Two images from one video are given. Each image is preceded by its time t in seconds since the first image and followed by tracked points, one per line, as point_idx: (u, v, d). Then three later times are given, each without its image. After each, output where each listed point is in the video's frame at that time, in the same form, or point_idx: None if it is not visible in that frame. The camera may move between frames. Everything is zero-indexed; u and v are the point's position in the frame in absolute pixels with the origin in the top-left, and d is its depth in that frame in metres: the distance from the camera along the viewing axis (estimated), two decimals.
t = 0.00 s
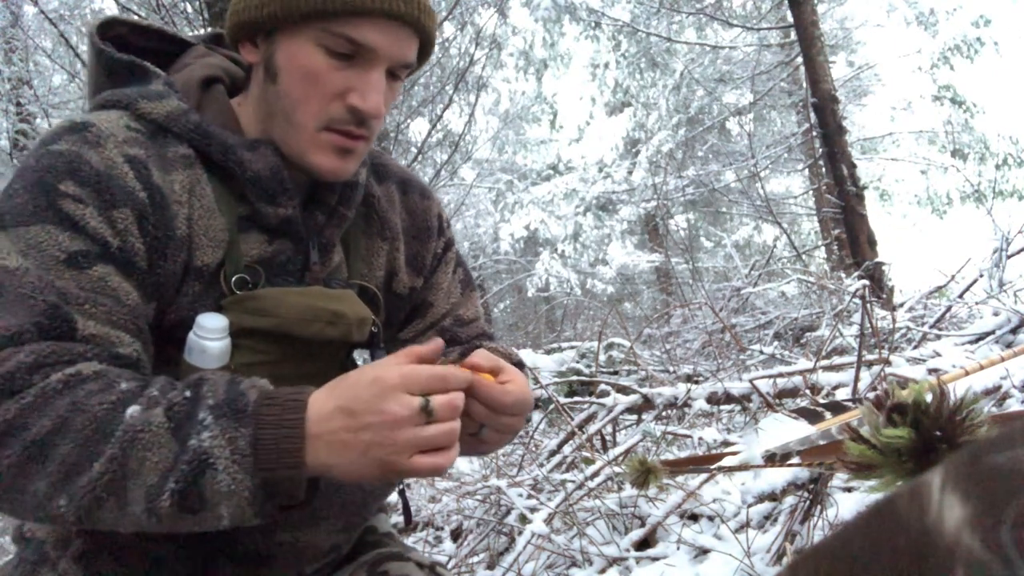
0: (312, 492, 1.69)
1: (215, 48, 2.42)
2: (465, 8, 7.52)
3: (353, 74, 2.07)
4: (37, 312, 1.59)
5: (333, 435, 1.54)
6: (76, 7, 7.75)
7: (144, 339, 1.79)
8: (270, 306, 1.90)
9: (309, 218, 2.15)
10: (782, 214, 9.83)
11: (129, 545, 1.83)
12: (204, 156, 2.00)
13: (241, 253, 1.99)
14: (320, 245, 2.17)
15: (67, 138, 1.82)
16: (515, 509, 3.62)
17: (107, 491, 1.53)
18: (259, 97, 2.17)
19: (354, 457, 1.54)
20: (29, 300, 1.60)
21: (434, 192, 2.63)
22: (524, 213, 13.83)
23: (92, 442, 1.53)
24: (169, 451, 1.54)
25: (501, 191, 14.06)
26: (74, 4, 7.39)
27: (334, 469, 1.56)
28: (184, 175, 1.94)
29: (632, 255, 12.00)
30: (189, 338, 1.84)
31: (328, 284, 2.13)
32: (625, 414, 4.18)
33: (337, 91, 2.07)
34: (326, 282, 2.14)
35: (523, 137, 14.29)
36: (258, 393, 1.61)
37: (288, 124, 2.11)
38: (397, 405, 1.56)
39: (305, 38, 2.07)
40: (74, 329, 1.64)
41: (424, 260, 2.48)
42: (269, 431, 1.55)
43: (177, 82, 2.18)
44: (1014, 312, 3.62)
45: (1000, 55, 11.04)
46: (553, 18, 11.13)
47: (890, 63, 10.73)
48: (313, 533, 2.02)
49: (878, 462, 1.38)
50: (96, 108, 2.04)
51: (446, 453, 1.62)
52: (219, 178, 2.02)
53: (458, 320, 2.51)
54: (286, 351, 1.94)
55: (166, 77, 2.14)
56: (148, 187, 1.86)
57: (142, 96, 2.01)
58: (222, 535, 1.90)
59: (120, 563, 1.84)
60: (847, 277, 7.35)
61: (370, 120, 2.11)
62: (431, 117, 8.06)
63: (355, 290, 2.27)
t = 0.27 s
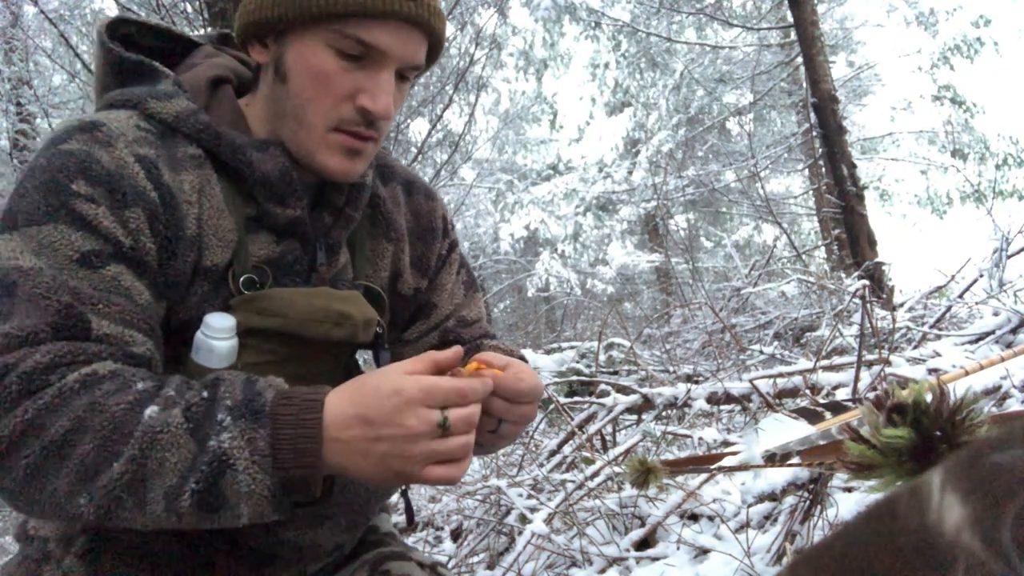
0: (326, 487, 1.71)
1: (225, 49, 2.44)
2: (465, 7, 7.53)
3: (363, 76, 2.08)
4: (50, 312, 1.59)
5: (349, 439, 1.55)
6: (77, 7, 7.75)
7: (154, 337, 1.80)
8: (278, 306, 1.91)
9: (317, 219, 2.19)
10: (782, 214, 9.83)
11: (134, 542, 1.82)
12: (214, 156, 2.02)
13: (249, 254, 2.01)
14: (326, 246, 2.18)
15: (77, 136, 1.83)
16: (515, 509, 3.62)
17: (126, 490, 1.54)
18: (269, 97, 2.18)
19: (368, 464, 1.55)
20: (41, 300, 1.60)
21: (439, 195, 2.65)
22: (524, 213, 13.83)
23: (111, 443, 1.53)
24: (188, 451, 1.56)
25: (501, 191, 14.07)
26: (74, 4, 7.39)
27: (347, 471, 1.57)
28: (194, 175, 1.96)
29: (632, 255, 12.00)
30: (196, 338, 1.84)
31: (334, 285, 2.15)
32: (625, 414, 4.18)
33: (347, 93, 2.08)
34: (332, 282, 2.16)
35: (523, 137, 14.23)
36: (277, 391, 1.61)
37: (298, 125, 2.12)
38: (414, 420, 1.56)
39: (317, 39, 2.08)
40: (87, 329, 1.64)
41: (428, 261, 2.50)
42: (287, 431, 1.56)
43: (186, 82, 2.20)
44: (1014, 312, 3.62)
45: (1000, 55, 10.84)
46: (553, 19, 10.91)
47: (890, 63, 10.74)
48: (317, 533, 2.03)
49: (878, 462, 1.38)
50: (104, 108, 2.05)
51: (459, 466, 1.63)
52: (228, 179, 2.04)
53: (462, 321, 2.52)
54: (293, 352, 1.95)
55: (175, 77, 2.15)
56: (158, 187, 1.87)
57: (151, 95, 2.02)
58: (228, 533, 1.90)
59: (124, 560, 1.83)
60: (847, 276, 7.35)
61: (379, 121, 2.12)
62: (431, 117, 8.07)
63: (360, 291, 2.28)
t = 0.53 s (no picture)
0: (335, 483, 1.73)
1: (229, 48, 2.44)
2: (465, 8, 7.53)
3: (370, 77, 2.10)
4: (60, 309, 1.61)
5: (357, 432, 1.58)
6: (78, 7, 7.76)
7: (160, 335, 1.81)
8: (283, 306, 1.92)
9: (321, 219, 2.19)
10: (782, 214, 9.83)
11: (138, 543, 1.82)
12: (220, 156, 2.03)
13: (254, 254, 2.02)
14: (331, 247, 2.20)
15: (83, 136, 1.84)
16: (515, 509, 3.62)
17: (136, 487, 1.54)
18: (274, 97, 2.19)
19: (376, 457, 1.59)
20: (51, 297, 1.61)
21: (442, 196, 2.66)
22: (524, 214, 13.84)
23: (121, 439, 1.54)
24: (198, 447, 1.57)
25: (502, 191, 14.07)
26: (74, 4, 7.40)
27: (356, 465, 1.60)
28: (200, 174, 1.97)
29: (631, 255, 12.00)
30: (201, 336, 1.85)
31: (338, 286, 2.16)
32: (625, 414, 4.18)
33: (353, 94, 2.09)
34: (337, 282, 2.17)
35: (523, 137, 14.17)
36: (285, 388, 1.63)
37: (303, 125, 2.14)
38: (420, 412, 1.60)
39: (323, 40, 2.09)
40: (95, 326, 1.67)
41: (431, 262, 2.50)
42: (296, 426, 1.58)
43: (192, 81, 2.21)
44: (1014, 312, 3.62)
45: (1000, 56, 10.79)
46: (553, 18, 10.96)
47: (890, 63, 10.75)
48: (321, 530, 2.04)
49: (877, 462, 1.38)
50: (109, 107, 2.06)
51: (465, 457, 1.68)
52: (233, 179, 2.06)
53: (465, 322, 2.52)
54: (296, 352, 1.96)
55: (180, 76, 2.16)
56: (165, 187, 1.88)
57: (157, 95, 2.04)
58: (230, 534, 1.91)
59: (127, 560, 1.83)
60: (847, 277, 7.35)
61: (385, 122, 2.14)
62: (431, 117, 8.07)
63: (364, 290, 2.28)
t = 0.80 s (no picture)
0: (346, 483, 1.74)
1: (231, 49, 2.47)
2: (465, 8, 7.53)
3: (378, 78, 2.12)
4: (70, 310, 1.64)
5: (368, 432, 1.58)
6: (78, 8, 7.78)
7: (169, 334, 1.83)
8: (289, 307, 1.93)
9: (325, 220, 2.21)
10: (782, 214, 9.84)
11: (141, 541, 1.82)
12: (226, 157, 2.05)
13: (260, 254, 2.03)
14: (336, 247, 2.21)
15: (90, 137, 1.86)
16: (515, 509, 3.62)
17: (149, 486, 1.56)
18: (280, 98, 2.22)
19: (387, 457, 1.58)
20: (61, 298, 1.64)
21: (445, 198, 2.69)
22: (525, 214, 13.84)
23: (134, 439, 1.57)
24: (211, 446, 1.59)
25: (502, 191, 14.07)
26: (74, 5, 7.42)
27: (367, 465, 1.60)
28: (207, 175, 2.00)
29: (631, 255, 12.00)
30: (206, 337, 1.87)
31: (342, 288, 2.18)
32: (625, 414, 4.18)
33: (362, 95, 2.11)
34: (341, 283, 2.19)
35: (523, 137, 14.13)
36: (298, 386, 1.65)
37: (310, 126, 2.16)
38: (432, 413, 1.59)
39: (332, 42, 2.12)
40: (105, 326, 1.68)
41: (434, 262, 2.53)
42: (309, 424, 1.60)
43: (196, 82, 2.23)
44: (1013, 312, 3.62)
45: (1000, 56, 10.86)
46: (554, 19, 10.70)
47: (889, 63, 10.75)
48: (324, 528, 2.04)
49: (878, 462, 1.38)
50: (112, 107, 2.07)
51: (475, 458, 1.66)
52: (238, 180, 2.07)
53: (465, 323, 2.55)
54: (301, 354, 1.98)
55: (186, 78, 2.19)
56: (172, 188, 1.90)
57: (162, 96, 2.05)
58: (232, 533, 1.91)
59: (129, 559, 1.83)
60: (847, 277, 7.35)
61: (392, 123, 2.16)
62: (431, 117, 8.07)
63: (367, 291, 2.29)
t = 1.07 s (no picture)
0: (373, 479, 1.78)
1: (241, 48, 2.50)
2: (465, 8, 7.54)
3: (396, 82, 2.16)
4: (95, 308, 1.67)
5: (399, 426, 1.63)
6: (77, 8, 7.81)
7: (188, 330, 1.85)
8: (302, 308, 1.99)
9: (336, 220, 2.25)
10: (782, 214, 9.84)
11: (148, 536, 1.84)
12: (240, 158, 2.08)
13: (271, 255, 2.08)
14: (345, 249, 2.25)
15: (105, 137, 1.88)
16: (515, 509, 3.62)
17: (182, 481, 1.61)
18: (297, 101, 2.25)
19: (416, 450, 1.63)
20: (87, 296, 1.67)
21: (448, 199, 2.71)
22: (525, 214, 13.86)
23: (165, 435, 1.61)
24: (243, 440, 1.64)
25: (502, 191, 14.07)
26: (74, 5, 7.45)
27: (396, 457, 1.65)
28: (223, 175, 2.03)
29: (631, 255, 12.00)
30: (217, 336, 1.89)
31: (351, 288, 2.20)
32: (625, 414, 4.18)
33: (380, 98, 2.15)
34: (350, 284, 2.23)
35: (523, 137, 14.12)
36: (328, 380, 1.70)
37: (329, 128, 2.20)
38: (461, 409, 1.63)
39: (351, 46, 2.15)
40: (130, 323, 1.71)
41: (439, 263, 2.55)
42: (341, 417, 1.64)
43: (208, 82, 2.26)
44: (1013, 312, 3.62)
45: (1000, 56, 10.87)
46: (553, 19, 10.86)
47: (889, 63, 10.77)
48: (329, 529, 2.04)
49: (878, 461, 1.38)
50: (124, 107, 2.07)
51: (502, 454, 1.70)
52: (252, 181, 2.11)
53: (470, 320, 2.56)
54: (313, 354, 2.03)
55: (199, 78, 2.22)
56: (189, 188, 1.92)
57: (176, 96, 2.07)
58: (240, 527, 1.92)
59: (135, 554, 1.85)
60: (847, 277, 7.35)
61: (409, 126, 2.20)
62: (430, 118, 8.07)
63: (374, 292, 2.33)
